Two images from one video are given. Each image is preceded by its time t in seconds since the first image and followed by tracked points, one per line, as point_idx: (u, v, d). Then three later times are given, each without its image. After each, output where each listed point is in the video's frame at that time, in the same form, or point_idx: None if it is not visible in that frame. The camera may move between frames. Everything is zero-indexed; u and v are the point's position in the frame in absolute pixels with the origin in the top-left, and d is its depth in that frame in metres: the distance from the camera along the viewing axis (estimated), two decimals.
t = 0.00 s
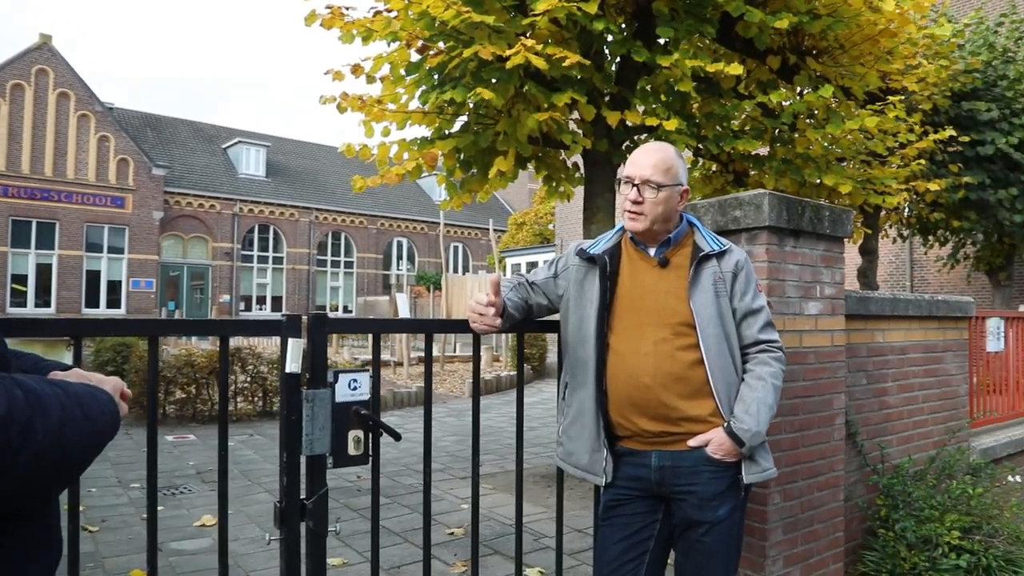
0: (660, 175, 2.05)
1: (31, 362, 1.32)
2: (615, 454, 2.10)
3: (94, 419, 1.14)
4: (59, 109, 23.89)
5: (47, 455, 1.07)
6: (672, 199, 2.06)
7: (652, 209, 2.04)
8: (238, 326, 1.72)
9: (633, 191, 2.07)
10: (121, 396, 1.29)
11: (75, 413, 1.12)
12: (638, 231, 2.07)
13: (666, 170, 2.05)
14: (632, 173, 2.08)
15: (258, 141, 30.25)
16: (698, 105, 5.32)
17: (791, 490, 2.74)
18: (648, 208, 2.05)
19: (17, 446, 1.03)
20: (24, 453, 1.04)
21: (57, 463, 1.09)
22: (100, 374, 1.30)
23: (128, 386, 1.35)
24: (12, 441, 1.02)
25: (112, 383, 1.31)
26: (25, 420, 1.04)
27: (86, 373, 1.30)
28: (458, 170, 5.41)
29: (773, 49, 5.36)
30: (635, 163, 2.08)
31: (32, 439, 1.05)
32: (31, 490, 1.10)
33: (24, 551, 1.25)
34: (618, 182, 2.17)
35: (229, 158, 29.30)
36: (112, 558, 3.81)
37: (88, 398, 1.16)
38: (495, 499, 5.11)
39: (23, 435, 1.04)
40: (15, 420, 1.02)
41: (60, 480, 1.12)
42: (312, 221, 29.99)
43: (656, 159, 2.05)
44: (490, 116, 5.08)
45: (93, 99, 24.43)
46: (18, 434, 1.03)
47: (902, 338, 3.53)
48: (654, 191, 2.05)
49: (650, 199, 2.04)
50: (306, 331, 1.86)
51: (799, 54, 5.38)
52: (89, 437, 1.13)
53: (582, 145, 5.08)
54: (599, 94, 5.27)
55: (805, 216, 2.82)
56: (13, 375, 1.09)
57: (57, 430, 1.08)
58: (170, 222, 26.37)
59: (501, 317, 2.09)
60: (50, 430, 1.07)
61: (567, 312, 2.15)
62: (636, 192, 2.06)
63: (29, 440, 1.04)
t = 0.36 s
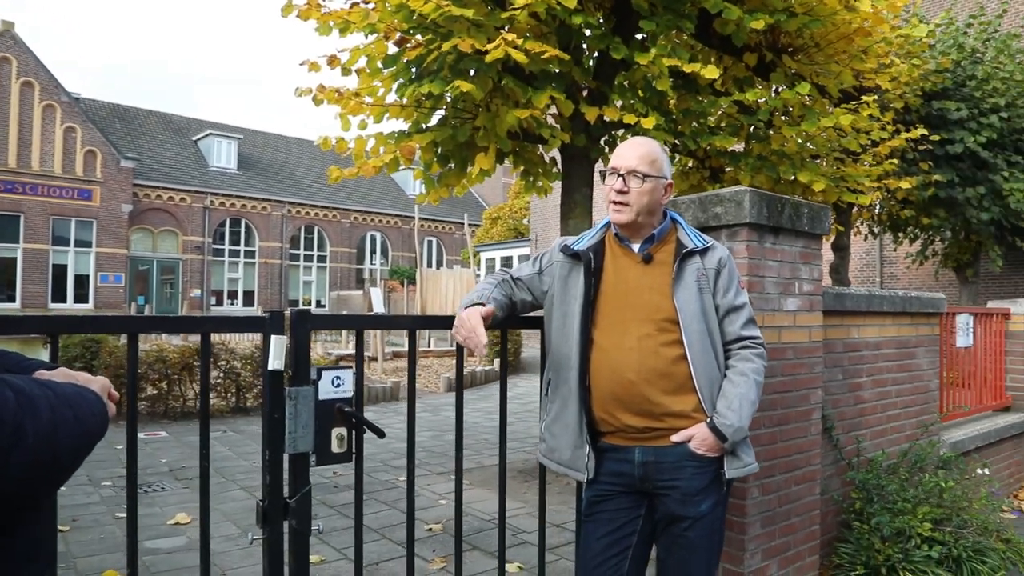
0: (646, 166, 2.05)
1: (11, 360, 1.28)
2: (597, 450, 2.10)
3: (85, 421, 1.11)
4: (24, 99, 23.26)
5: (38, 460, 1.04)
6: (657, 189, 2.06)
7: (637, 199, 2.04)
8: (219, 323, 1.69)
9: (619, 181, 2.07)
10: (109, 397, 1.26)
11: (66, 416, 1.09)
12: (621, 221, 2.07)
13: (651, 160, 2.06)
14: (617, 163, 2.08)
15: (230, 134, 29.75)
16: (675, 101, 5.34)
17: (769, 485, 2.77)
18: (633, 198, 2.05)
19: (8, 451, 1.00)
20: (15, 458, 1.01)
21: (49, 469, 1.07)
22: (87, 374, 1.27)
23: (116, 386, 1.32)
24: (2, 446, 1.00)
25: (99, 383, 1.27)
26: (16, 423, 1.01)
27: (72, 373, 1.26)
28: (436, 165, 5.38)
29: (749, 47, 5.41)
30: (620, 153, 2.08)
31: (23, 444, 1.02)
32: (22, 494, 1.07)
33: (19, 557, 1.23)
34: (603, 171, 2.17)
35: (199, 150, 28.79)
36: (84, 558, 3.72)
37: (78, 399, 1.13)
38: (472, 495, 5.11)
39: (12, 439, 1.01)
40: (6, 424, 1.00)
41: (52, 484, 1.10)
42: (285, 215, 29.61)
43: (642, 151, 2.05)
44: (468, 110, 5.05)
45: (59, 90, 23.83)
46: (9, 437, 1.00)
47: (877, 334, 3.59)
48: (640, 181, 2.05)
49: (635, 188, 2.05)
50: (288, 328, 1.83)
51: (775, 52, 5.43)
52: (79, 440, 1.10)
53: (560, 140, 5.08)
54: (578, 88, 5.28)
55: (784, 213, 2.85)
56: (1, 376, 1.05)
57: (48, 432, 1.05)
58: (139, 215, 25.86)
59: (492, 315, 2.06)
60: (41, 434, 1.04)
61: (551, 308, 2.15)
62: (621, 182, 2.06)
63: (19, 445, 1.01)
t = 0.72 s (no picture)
0: (638, 159, 2.04)
1: None
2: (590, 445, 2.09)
3: (77, 417, 1.08)
4: None
5: (29, 458, 1.02)
6: (650, 183, 2.05)
7: (630, 192, 2.04)
8: (206, 317, 1.65)
9: (612, 175, 2.06)
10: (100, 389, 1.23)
11: (57, 412, 1.06)
12: (614, 214, 2.06)
13: (643, 153, 2.04)
14: (610, 157, 2.07)
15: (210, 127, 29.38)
16: (660, 96, 5.33)
17: (758, 479, 2.78)
18: (626, 191, 2.04)
19: None
20: (5, 456, 0.99)
21: (40, 467, 1.04)
22: (77, 367, 1.24)
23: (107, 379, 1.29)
24: None
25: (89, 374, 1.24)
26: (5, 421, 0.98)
27: (62, 367, 1.23)
28: (421, 158, 5.34)
29: (734, 42, 5.42)
30: (614, 147, 2.07)
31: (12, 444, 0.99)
32: (12, 492, 1.04)
33: (10, 555, 1.20)
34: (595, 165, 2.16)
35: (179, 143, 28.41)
36: (65, 557, 3.66)
37: (69, 394, 1.10)
38: (458, 490, 5.09)
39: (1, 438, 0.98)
40: None
41: (44, 481, 1.07)
42: (266, 209, 29.32)
43: (635, 144, 2.04)
44: (454, 104, 5.01)
45: (35, 81, 23.38)
46: None
47: (862, 328, 3.62)
48: (633, 175, 2.04)
49: (628, 181, 2.04)
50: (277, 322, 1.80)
51: (759, 47, 5.44)
52: (71, 437, 1.07)
53: (547, 133, 5.06)
54: (563, 83, 5.26)
55: (773, 207, 2.86)
56: None
57: (38, 430, 1.02)
58: (118, 209, 25.47)
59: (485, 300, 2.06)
60: (31, 432, 1.01)
61: (544, 303, 2.13)
62: (614, 176, 2.05)
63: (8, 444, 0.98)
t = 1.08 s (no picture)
0: (640, 149, 2.01)
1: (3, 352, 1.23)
2: (599, 440, 2.07)
3: (84, 414, 1.06)
4: None
5: (35, 456, 0.99)
6: (653, 173, 2.03)
7: (633, 182, 2.01)
8: (211, 312, 1.63)
9: (613, 166, 2.03)
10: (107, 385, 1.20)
11: (64, 409, 1.03)
12: (618, 205, 2.04)
13: (644, 143, 2.02)
14: (611, 148, 2.04)
15: (204, 123, 29.23)
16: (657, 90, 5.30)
17: (764, 473, 2.77)
18: (629, 182, 2.02)
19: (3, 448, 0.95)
20: (11, 453, 0.97)
21: (48, 464, 1.02)
22: (82, 363, 1.21)
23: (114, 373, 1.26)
24: None
25: (96, 370, 1.22)
26: (11, 417, 0.96)
27: (68, 362, 1.20)
28: (419, 154, 5.31)
29: (732, 35, 5.40)
30: (614, 138, 2.04)
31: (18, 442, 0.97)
32: (18, 491, 1.02)
33: (18, 555, 1.18)
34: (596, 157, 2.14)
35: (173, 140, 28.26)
36: (65, 555, 3.62)
37: (75, 389, 1.07)
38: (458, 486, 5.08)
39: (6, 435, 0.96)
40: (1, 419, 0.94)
41: (53, 480, 1.05)
42: (261, 205, 29.21)
43: (635, 134, 2.02)
44: (451, 98, 4.98)
45: (28, 78, 23.23)
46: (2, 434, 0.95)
47: (865, 322, 3.61)
48: (635, 165, 2.02)
49: (630, 171, 2.01)
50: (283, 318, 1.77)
51: (757, 40, 5.42)
52: (79, 434, 1.05)
53: (546, 127, 5.03)
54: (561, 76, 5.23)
55: (777, 200, 2.84)
56: None
57: (45, 428, 1.00)
58: (112, 205, 25.35)
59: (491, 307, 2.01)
60: (37, 431, 0.99)
61: (549, 297, 2.11)
62: (616, 167, 2.03)
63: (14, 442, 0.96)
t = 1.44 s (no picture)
0: (651, 140, 1.99)
1: (16, 347, 1.22)
2: (614, 437, 2.05)
3: (100, 410, 1.05)
4: None
5: (52, 452, 0.98)
6: (666, 163, 2.01)
7: (647, 174, 1.99)
8: (224, 307, 1.61)
9: (626, 159, 2.02)
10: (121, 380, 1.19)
11: (81, 404, 1.02)
12: (633, 198, 2.02)
13: (656, 134, 2.00)
14: (623, 142, 2.02)
15: (209, 120, 29.27)
16: (665, 85, 5.26)
17: (777, 470, 2.75)
18: (643, 173, 2.00)
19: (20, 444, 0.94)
20: (28, 450, 0.95)
21: (64, 461, 1.01)
22: (97, 358, 1.20)
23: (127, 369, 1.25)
24: (12, 439, 0.93)
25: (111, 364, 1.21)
26: (28, 413, 0.95)
27: (81, 358, 1.19)
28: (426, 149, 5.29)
29: (739, 29, 5.36)
30: (626, 130, 2.03)
31: (35, 438, 0.96)
32: (33, 490, 1.01)
33: (32, 554, 1.16)
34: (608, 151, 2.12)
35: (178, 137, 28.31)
36: (75, 551, 3.63)
37: (90, 385, 1.07)
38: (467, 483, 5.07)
39: (24, 431, 0.94)
40: (18, 414, 0.93)
41: (68, 476, 1.04)
42: (266, 202, 29.26)
43: (645, 126, 2.00)
44: (458, 93, 4.96)
45: (34, 76, 23.30)
46: (19, 430, 0.94)
47: (878, 317, 3.58)
48: (648, 157, 2.00)
49: (643, 163, 1.99)
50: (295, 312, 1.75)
51: (766, 34, 5.37)
52: (95, 430, 1.04)
53: (553, 122, 5.01)
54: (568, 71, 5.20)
55: (790, 194, 2.82)
56: (8, 362, 0.99)
57: (62, 424, 0.99)
58: (118, 203, 25.42)
59: (506, 301, 2.00)
60: (54, 426, 0.98)
61: (564, 292, 2.10)
62: (629, 160, 2.01)
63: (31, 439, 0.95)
